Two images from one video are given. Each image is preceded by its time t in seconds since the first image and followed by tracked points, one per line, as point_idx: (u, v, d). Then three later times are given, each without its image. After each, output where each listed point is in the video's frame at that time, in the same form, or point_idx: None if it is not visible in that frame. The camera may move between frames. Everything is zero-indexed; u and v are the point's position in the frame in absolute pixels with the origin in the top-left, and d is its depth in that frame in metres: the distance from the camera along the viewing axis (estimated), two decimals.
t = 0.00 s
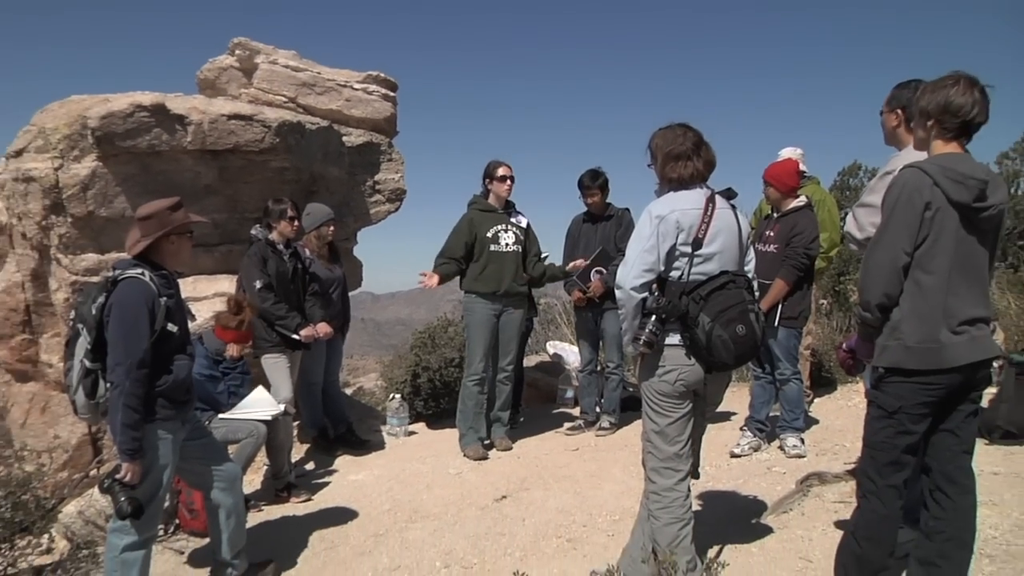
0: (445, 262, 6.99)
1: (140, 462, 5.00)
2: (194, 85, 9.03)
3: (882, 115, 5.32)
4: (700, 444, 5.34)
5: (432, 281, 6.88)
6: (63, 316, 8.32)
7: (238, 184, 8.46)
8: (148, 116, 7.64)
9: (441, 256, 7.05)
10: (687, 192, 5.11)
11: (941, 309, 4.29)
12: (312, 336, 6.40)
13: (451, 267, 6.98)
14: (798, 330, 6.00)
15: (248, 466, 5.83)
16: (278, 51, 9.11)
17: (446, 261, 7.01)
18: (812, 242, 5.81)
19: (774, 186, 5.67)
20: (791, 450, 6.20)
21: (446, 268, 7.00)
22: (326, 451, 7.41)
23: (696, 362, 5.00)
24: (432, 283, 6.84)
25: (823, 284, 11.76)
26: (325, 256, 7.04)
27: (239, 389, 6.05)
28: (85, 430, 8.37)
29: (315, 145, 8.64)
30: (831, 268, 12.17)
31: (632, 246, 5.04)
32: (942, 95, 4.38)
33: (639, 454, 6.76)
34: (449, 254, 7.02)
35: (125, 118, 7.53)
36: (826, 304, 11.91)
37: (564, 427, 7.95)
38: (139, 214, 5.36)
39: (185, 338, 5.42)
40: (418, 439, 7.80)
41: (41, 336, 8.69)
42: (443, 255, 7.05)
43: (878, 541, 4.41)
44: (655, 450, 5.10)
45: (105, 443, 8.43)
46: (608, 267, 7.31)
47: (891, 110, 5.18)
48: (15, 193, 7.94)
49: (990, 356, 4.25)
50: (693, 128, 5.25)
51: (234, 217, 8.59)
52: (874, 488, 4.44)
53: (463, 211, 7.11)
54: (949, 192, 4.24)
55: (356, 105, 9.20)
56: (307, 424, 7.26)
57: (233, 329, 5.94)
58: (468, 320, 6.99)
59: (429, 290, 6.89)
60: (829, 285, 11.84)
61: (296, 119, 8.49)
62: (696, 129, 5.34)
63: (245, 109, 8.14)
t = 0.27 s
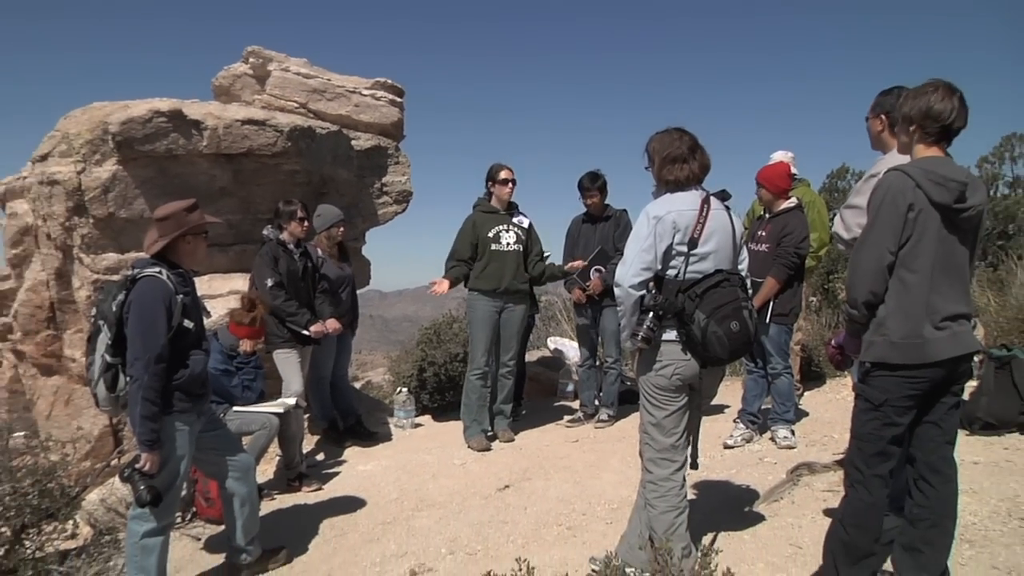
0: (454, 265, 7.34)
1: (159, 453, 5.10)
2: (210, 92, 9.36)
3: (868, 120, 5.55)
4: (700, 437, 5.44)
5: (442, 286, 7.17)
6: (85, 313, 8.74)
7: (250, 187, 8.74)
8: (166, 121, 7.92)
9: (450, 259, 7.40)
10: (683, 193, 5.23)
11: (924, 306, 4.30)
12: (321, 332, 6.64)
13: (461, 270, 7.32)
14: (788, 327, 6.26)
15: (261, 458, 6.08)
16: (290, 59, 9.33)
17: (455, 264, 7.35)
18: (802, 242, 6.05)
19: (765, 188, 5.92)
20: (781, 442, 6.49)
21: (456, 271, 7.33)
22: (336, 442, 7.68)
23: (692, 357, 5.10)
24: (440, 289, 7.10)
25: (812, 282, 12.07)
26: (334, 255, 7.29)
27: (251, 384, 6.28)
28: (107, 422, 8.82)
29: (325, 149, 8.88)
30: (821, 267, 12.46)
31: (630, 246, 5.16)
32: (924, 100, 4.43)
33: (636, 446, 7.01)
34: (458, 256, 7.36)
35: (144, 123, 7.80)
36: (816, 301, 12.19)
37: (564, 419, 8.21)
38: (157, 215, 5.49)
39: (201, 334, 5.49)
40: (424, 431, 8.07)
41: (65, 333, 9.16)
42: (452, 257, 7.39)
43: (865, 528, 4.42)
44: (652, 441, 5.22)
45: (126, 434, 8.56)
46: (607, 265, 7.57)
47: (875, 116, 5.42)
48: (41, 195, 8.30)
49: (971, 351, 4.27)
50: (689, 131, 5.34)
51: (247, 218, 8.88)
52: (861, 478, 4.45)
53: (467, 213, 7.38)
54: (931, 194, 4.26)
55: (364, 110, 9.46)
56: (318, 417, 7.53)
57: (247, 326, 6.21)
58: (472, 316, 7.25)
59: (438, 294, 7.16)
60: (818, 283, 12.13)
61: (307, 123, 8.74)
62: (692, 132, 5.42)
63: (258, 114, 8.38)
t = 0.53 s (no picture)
0: (460, 262, 7.60)
1: (176, 441, 5.25)
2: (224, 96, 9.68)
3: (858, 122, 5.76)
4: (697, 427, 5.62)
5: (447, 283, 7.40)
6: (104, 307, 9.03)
7: (263, 186, 9.00)
8: (182, 124, 8.16)
9: (456, 257, 7.65)
10: (681, 193, 5.39)
11: (911, 301, 4.46)
12: (331, 326, 6.86)
13: (466, 267, 7.56)
14: (782, 321, 6.51)
15: (273, 447, 6.26)
16: (302, 64, 9.66)
17: (461, 261, 7.60)
18: (795, 240, 6.28)
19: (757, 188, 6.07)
20: (774, 431, 6.76)
21: (461, 268, 7.57)
22: (345, 431, 7.96)
23: (688, 350, 5.29)
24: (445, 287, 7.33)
25: (803, 278, 12.36)
26: (344, 252, 7.55)
27: (265, 375, 6.51)
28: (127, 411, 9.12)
29: (336, 149, 9.14)
30: (812, 264, 12.75)
31: (629, 243, 5.34)
32: (911, 103, 4.58)
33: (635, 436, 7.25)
34: (463, 254, 7.61)
35: (162, 125, 8.05)
36: (806, 296, 12.47)
37: (565, 410, 8.48)
38: (174, 213, 5.65)
39: (217, 328, 5.65)
40: (430, 421, 8.34)
41: (87, 326, 9.48)
42: (457, 255, 7.64)
43: (854, 515, 4.52)
44: (650, 431, 5.42)
45: (144, 424, 8.86)
46: (607, 262, 7.83)
47: (864, 119, 5.64)
48: (64, 196, 8.66)
49: (955, 344, 4.45)
50: (687, 133, 5.49)
51: (261, 216, 9.14)
52: (852, 466, 4.57)
53: (472, 212, 7.62)
54: (917, 193, 4.42)
55: (373, 112, 9.74)
56: (328, 407, 7.80)
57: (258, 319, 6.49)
58: (477, 311, 7.49)
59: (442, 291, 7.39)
60: (809, 279, 12.42)
61: (318, 125, 9.00)
62: (688, 134, 5.58)
63: (271, 116, 8.63)
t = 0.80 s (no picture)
0: (466, 260, 7.85)
1: (193, 431, 5.44)
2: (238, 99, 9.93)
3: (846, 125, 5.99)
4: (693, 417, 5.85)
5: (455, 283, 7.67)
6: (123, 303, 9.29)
7: (275, 186, 9.26)
8: (198, 126, 8.42)
9: (461, 254, 7.90)
10: (678, 192, 5.59)
11: (897, 296, 4.64)
12: (340, 320, 7.14)
13: (471, 264, 7.81)
14: (772, 315, 6.77)
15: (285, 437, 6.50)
16: (312, 68, 9.94)
17: (467, 258, 7.85)
18: (784, 237, 6.54)
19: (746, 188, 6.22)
20: (766, 422, 7.05)
21: (467, 266, 7.82)
22: (354, 421, 8.24)
23: (683, 344, 5.50)
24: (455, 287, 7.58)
25: (795, 275, 12.68)
26: (352, 249, 7.82)
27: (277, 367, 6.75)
28: (146, 401, 9.38)
29: (344, 150, 9.42)
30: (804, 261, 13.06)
31: (627, 240, 5.52)
32: (895, 107, 4.74)
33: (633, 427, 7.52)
34: (469, 251, 7.86)
35: (178, 128, 8.30)
36: (797, 292, 12.78)
37: (566, 401, 8.76)
38: (190, 212, 5.87)
39: (230, 323, 5.87)
40: (436, 411, 8.62)
41: (106, 321, 9.75)
42: (463, 252, 7.89)
43: (842, 501, 4.73)
44: (647, 421, 5.65)
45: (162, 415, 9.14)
46: (606, 259, 8.08)
47: (851, 121, 5.88)
48: (86, 196, 8.92)
49: (939, 338, 4.62)
50: (683, 135, 5.72)
51: (273, 215, 9.40)
52: (840, 455, 4.77)
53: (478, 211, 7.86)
54: (903, 193, 4.59)
55: (380, 114, 10.05)
56: (337, 398, 8.08)
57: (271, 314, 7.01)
58: (482, 305, 7.75)
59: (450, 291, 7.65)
60: (801, 276, 12.71)
61: (328, 128, 9.28)
62: (685, 136, 5.83)
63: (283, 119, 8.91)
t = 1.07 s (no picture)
0: (472, 257, 8.09)
1: (207, 421, 5.65)
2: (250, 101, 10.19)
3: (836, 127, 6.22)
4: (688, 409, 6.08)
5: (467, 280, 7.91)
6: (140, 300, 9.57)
7: (286, 186, 9.52)
8: (212, 129, 8.67)
9: (468, 251, 8.14)
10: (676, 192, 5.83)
11: (884, 292, 4.86)
12: (349, 314, 7.38)
13: (478, 261, 8.07)
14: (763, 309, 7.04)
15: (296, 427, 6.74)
16: (322, 72, 10.18)
17: (473, 256, 8.10)
18: (771, 233, 6.80)
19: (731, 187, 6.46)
20: (759, 413, 7.31)
21: (475, 263, 8.07)
22: (361, 412, 8.51)
23: (680, 338, 5.71)
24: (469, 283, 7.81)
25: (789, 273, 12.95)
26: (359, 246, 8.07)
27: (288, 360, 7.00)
28: (162, 394, 9.66)
29: (353, 151, 9.68)
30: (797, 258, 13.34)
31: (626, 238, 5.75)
32: (883, 110, 4.94)
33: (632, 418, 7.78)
34: (474, 249, 8.09)
35: (193, 131, 8.55)
36: (789, 289, 13.05)
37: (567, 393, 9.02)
38: (205, 211, 6.08)
39: (242, 318, 6.08)
40: (441, 404, 8.89)
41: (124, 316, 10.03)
42: (469, 250, 8.14)
43: (831, 489, 4.94)
44: (644, 413, 5.88)
45: (177, 407, 9.42)
46: (605, 256, 8.32)
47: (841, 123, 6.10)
48: (105, 196, 9.20)
49: (924, 332, 4.84)
50: (679, 136, 5.97)
51: (283, 214, 9.66)
52: (829, 445, 4.99)
53: (483, 210, 8.10)
54: (890, 193, 4.78)
55: (387, 116, 10.31)
56: (345, 390, 8.35)
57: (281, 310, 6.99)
58: (487, 301, 7.99)
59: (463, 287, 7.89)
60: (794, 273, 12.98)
61: (337, 129, 9.53)
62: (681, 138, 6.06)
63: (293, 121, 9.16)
